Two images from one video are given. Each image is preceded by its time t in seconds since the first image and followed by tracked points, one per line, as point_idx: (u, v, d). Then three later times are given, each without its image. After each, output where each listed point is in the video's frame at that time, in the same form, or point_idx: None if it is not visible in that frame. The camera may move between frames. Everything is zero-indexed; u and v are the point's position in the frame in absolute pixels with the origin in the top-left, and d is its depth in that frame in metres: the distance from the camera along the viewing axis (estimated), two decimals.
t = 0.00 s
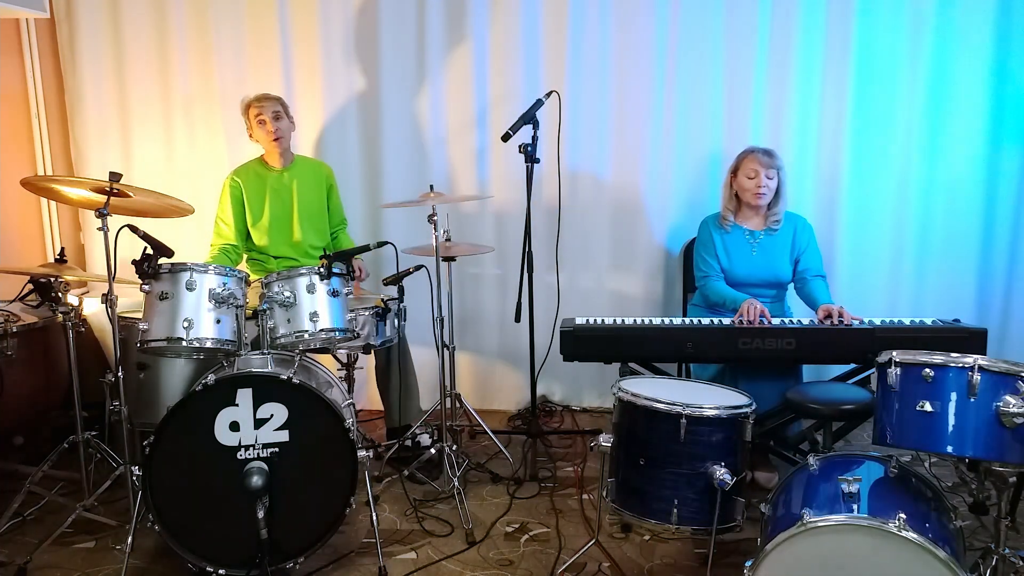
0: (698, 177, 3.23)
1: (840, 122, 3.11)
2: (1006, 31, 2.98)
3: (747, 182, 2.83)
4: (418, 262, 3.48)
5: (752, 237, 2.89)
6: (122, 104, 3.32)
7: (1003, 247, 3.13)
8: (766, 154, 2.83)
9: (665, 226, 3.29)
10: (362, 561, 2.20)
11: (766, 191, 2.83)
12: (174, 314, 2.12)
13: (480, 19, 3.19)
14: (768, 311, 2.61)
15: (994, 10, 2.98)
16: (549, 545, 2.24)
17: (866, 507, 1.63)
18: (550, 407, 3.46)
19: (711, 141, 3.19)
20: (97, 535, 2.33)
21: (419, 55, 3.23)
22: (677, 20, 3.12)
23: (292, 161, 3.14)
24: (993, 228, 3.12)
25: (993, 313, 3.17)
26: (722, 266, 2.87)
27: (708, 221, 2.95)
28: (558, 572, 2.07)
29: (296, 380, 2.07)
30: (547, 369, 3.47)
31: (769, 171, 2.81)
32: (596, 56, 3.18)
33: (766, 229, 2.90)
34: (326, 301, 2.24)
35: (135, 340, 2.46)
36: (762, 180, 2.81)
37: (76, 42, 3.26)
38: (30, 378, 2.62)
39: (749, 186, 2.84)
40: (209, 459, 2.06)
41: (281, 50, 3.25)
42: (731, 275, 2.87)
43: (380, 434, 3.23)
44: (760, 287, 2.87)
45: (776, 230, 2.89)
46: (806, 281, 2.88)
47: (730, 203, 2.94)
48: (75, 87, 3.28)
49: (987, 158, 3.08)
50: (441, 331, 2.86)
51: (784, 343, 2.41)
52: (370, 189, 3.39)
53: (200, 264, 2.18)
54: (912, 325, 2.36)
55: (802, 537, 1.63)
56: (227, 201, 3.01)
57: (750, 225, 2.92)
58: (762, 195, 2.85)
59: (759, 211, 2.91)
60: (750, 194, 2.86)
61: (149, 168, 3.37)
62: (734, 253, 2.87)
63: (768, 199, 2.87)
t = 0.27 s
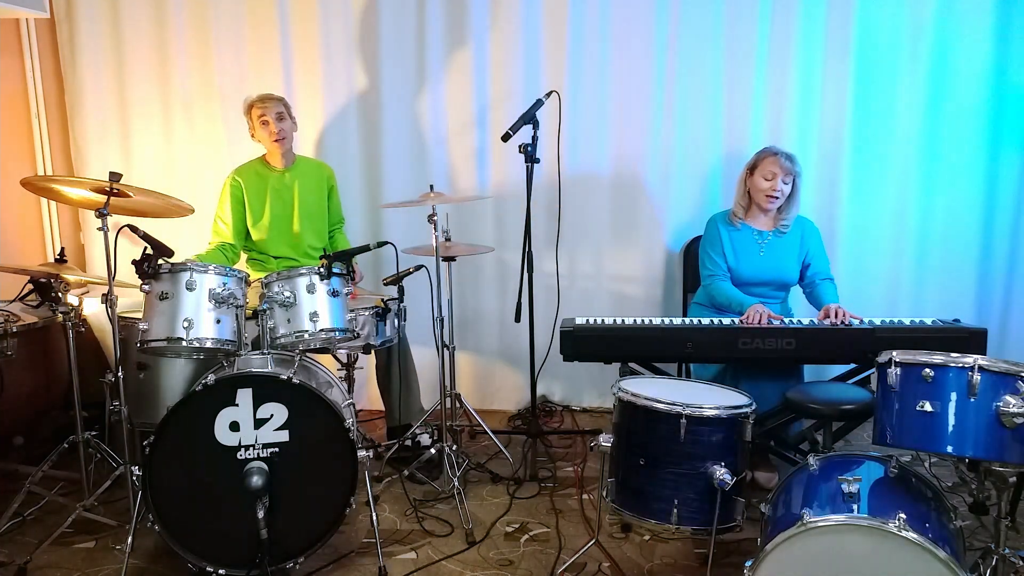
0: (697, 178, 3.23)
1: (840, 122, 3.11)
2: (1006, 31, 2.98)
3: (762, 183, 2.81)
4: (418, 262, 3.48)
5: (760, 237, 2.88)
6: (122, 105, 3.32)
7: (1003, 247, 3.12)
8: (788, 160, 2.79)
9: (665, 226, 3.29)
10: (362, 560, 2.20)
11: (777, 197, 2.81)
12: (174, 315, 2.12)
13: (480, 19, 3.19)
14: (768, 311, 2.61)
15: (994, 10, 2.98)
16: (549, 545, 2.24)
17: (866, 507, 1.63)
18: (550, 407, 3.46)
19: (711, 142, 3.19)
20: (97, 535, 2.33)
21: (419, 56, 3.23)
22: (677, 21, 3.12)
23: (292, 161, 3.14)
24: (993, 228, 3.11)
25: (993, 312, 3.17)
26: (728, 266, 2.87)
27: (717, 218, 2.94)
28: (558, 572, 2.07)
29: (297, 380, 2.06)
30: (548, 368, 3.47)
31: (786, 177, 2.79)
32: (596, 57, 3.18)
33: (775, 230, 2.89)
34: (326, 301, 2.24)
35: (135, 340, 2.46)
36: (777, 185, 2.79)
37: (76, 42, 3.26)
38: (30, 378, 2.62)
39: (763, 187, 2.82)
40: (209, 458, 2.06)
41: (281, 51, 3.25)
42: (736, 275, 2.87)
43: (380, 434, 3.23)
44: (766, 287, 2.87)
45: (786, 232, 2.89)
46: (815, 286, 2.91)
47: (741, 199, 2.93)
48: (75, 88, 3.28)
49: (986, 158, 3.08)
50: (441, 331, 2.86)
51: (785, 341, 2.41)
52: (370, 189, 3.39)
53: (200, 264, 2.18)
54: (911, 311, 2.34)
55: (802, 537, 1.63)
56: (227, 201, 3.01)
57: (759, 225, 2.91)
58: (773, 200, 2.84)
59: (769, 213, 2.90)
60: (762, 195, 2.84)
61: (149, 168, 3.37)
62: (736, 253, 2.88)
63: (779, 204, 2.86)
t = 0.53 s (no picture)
0: (697, 179, 3.23)
1: (841, 123, 3.11)
2: (1006, 31, 2.98)
3: (771, 184, 2.80)
4: (418, 262, 3.48)
5: (765, 238, 2.88)
6: (122, 105, 3.32)
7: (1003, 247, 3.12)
8: (798, 163, 2.79)
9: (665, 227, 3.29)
10: (362, 560, 2.20)
11: (784, 199, 2.81)
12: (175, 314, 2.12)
13: (480, 19, 3.19)
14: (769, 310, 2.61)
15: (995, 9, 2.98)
16: (549, 545, 2.24)
17: (866, 507, 1.63)
18: (550, 407, 3.46)
19: (711, 142, 3.20)
20: (97, 535, 2.33)
21: (419, 55, 3.23)
22: (678, 21, 3.12)
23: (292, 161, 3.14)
24: (993, 228, 3.12)
25: (993, 313, 3.17)
26: (731, 265, 2.87)
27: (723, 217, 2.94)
28: (558, 572, 2.07)
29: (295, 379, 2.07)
30: (548, 368, 3.47)
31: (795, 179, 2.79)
32: (596, 57, 3.18)
33: (780, 231, 2.90)
34: (326, 301, 2.24)
35: (134, 340, 2.46)
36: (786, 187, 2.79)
37: (76, 42, 3.26)
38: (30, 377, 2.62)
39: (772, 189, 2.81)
40: (208, 458, 2.06)
41: (281, 51, 3.25)
42: (740, 274, 2.86)
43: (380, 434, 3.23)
44: (768, 287, 2.87)
45: (792, 232, 2.89)
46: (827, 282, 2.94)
47: (748, 199, 2.92)
48: (75, 88, 3.28)
49: (986, 158, 3.08)
50: (441, 331, 2.86)
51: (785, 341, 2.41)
52: (370, 189, 3.39)
53: (200, 264, 2.18)
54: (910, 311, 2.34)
55: (802, 537, 1.63)
56: (227, 201, 3.01)
57: (764, 225, 2.90)
58: (780, 202, 2.83)
59: (775, 214, 2.89)
60: (768, 197, 2.83)
61: (148, 168, 3.37)
62: (738, 253, 2.88)
63: (786, 206, 2.86)
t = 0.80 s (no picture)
0: (697, 180, 3.23)
1: (840, 123, 3.11)
2: (1007, 33, 2.98)
3: (773, 186, 2.80)
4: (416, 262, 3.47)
5: (766, 240, 2.88)
6: (122, 105, 3.31)
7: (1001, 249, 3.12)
8: (801, 165, 2.78)
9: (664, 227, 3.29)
10: (362, 561, 2.20)
11: (787, 202, 2.81)
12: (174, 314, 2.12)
13: (480, 19, 3.19)
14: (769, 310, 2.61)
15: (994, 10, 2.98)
16: (550, 545, 2.24)
17: (866, 507, 1.63)
18: (550, 407, 3.46)
19: (711, 143, 3.20)
20: (97, 535, 2.33)
21: (419, 55, 3.23)
22: (677, 22, 3.12)
23: (292, 161, 3.14)
24: (991, 230, 3.11)
25: (993, 313, 3.17)
26: (732, 266, 2.87)
27: (724, 219, 2.93)
28: (558, 572, 2.07)
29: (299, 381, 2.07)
30: (548, 368, 3.47)
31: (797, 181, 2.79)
32: (596, 57, 3.18)
33: (782, 233, 2.90)
34: (326, 301, 2.25)
35: (134, 340, 2.46)
36: (787, 190, 2.79)
37: (76, 41, 3.26)
38: (28, 377, 2.62)
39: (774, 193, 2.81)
40: (208, 458, 2.06)
41: (281, 51, 3.25)
42: (740, 275, 2.86)
43: (380, 434, 3.21)
44: (769, 288, 2.87)
45: (792, 235, 2.89)
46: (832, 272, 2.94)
47: (749, 201, 2.91)
48: (75, 88, 3.29)
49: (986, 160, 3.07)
50: (441, 331, 2.86)
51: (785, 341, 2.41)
52: (370, 189, 3.39)
53: (200, 264, 2.18)
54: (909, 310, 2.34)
55: (802, 536, 1.63)
56: (226, 200, 3.01)
57: (765, 227, 2.91)
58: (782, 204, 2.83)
59: (776, 216, 2.89)
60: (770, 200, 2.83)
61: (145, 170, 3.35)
62: (738, 252, 2.88)
63: (788, 208, 2.86)
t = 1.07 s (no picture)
0: (697, 181, 3.23)
1: (841, 123, 3.11)
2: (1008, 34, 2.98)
3: (770, 189, 2.80)
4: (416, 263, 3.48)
5: (766, 242, 2.89)
6: (122, 104, 3.32)
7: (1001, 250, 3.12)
8: (798, 168, 2.78)
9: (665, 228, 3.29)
10: (362, 561, 2.20)
11: (785, 204, 2.80)
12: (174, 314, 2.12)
13: (480, 19, 3.19)
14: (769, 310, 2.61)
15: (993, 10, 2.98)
16: (550, 545, 2.24)
17: (866, 507, 1.63)
18: (550, 407, 3.46)
19: (711, 144, 3.20)
20: (97, 535, 2.33)
21: (419, 56, 3.23)
22: (677, 23, 3.12)
23: (292, 161, 3.14)
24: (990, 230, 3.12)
25: (993, 313, 3.17)
26: (731, 267, 2.87)
27: (724, 221, 2.93)
28: (558, 572, 2.07)
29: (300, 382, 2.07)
30: (548, 368, 3.47)
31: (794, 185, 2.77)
32: (596, 58, 3.18)
33: (781, 235, 2.90)
34: (326, 301, 2.25)
35: (134, 340, 2.46)
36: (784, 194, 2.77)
37: (77, 36, 3.26)
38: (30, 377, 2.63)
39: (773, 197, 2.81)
40: (208, 458, 2.06)
41: (281, 51, 3.25)
42: (740, 276, 2.87)
43: (381, 434, 3.21)
44: (768, 289, 2.87)
45: (792, 236, 2.89)
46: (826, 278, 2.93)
47: (748, 204, 2.91)
48: (75, 88, 3.29)
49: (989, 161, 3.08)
50: (441, 331, 2.86)
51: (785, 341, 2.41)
52: (370, 189, 3.39)
53: (200, 264, 2.18)
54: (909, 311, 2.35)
55: (802, 536, 1.63)
56: (226, 200, 3.01)
57: (764, 229, 2.91)
58: (780, 207, 2.83)
59: (775, 218, 2.88)
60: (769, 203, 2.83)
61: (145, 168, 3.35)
62: (737, 253, 2.88)
63: (787, 210, 2.85)
